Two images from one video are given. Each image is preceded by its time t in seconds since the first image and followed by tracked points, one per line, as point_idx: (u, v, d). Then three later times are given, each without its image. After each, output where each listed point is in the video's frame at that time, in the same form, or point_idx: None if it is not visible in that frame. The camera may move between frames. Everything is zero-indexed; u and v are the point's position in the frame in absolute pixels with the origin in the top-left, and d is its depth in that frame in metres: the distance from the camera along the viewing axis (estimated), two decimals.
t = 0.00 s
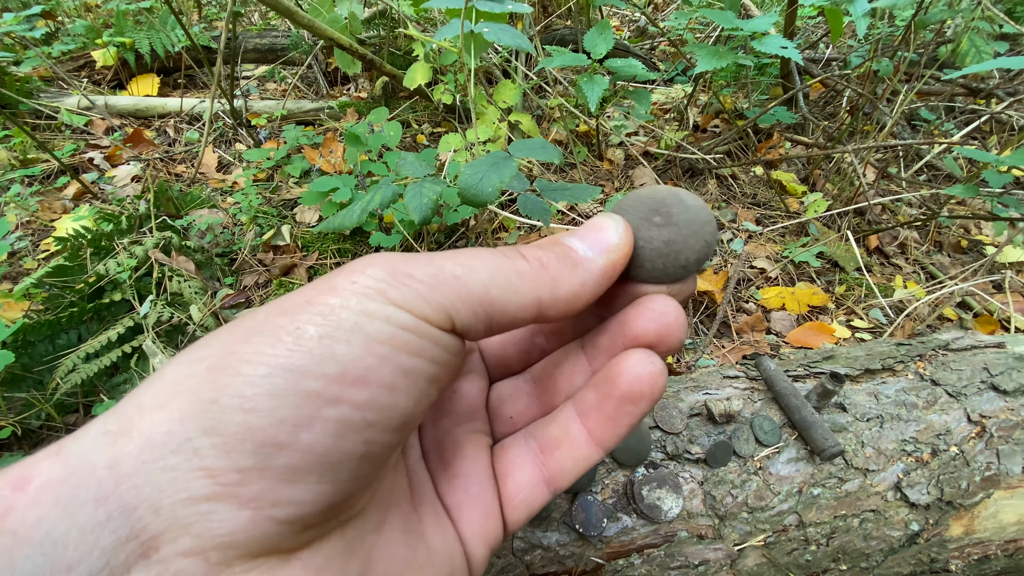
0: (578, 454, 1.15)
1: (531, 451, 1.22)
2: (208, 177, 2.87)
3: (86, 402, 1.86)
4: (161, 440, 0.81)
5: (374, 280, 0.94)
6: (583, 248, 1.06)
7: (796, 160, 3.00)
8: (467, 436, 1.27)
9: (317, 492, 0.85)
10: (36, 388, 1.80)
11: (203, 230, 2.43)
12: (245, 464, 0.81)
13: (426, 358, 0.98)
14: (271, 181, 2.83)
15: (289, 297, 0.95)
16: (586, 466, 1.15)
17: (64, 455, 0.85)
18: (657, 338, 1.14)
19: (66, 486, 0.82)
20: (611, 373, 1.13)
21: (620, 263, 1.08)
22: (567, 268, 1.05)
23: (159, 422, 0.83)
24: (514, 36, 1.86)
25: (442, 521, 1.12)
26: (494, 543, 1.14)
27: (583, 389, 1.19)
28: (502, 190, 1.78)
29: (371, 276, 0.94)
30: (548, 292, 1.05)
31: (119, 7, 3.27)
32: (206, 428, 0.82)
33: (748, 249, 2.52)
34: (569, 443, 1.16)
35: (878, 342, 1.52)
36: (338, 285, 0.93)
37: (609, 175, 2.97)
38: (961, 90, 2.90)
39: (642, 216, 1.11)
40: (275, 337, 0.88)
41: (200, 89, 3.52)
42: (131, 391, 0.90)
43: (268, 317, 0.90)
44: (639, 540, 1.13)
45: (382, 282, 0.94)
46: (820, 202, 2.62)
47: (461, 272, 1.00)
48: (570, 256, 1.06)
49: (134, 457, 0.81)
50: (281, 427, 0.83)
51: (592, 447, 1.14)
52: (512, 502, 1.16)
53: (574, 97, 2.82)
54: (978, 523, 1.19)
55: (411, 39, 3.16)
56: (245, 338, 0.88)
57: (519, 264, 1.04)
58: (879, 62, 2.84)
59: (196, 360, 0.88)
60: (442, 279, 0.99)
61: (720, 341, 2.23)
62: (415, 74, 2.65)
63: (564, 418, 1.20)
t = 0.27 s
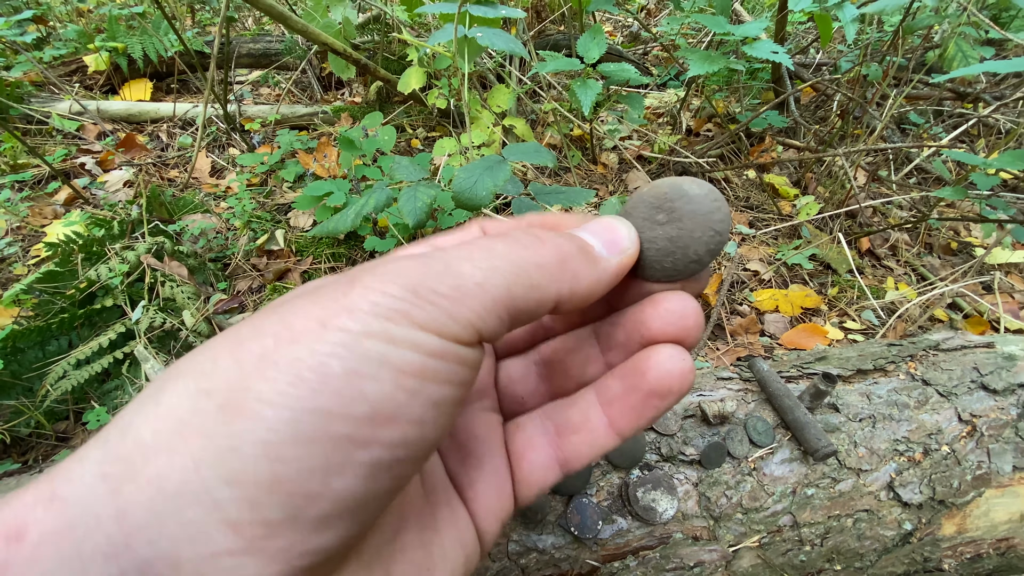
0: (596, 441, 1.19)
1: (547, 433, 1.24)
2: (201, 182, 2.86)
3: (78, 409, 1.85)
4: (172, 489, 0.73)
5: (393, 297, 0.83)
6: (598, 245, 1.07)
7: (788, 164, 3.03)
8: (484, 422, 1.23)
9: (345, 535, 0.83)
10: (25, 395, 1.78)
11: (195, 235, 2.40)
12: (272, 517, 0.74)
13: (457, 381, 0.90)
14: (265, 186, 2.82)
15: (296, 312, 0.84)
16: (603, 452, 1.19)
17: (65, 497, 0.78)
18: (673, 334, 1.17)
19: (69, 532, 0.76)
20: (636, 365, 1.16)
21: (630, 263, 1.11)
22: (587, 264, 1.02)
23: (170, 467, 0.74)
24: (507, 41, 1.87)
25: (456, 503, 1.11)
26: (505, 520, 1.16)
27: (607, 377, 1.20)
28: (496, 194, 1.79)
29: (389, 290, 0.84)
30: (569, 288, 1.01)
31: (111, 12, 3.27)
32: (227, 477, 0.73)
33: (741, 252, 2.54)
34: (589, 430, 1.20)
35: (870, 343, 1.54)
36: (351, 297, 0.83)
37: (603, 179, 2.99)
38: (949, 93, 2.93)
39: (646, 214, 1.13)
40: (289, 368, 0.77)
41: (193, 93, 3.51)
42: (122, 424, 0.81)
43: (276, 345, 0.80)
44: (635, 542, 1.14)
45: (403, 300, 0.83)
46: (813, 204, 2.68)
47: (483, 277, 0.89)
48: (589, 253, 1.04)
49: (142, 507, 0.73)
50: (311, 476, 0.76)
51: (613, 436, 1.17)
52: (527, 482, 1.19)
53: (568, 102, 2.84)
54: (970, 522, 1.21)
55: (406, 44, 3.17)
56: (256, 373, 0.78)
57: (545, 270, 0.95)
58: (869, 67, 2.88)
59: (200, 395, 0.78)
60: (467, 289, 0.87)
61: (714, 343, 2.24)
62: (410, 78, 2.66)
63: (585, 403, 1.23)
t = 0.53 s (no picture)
0: (621, 418, 1.18)
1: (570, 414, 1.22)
2: (193, 187, 2.84)
3: (66, 417, 1.82)
4: (134, 528, 0.69)
5: (391, 303, 0.77)
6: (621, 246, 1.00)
7: (780, 167, 3.04)
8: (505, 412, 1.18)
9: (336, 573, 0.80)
10: (11, 404, 1.75)
11: (186, 240, 2.36)
12: (245, 559, 0.70)
13: (461, 398, 0.85)
14: (257, 191, 2.81)
15: (279, 320, 0.79)
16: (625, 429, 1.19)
17: (15, 532, 0.73)
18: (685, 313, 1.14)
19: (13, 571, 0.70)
20: (658, 348, 1.13)
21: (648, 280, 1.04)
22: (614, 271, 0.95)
23: (133, 504, 0.70)
24: (498, 45, 1.87)
25: (469, 502, 1.05)
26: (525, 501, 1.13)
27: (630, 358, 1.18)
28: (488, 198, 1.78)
29: (387, 296, 0.78)
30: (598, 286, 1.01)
31: (102, 17, 3.25)
32: (195, 517, 0.69)
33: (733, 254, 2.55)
34: (614, 409, 1.19)
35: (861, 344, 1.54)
36: (343, 304, 0.78)
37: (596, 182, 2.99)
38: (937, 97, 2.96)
39: (662, 206, 1.08)
40: (268, 390, 0.73)
41: (185, 98, 3.50)
42: (86, 448, 0.77)
43: (254, 363, 0.76)
44: (626, 547, 1.14)
45: (403, 306, 0.77)
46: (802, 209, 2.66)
47: (497, 278, 0.81)
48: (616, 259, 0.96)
49: (102, 547, 0.69)
50: (292, 517, 0.72)
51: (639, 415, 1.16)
52: (552, 463, 1.17)
53: (561, 106, 2.84)
54: (962, 523, 1.21)
55: (398, 49, 3.17)
56: (229, 396, 0.74)
57: (566, 270, 0.87)
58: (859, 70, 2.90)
59: (166, 417, 0.75)
60: (478, 292, 0.80)
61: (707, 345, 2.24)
62: (402, 83, 2.66)
63: (609, 383, 1.21)
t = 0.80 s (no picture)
0: (632, 412, 1.22)
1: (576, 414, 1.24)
2: (187, 192, 2.83)
3: (57, 423, 1.81)
4: (108, 538, 0.70)
5: (371, 306, 0.78)
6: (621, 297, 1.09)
7: (773, 170, 3.07)
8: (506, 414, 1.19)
9: None
10: (2, 410, 1.74)
11: (180, 245, 2.37)
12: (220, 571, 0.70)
13: (440, 405, 0.85)
14: (251, 196, 2.80)
15: (261, 325, 0.79)
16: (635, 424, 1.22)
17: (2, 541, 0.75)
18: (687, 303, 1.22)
19: None
20: (666, 334, 1.19)
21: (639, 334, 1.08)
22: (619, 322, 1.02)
23: (109, 513, 0.71)
24: (491, 51, 1.88)
25: (470, 511, 1.05)
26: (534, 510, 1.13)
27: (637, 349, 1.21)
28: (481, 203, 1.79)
29: (367, 298, 0.78)
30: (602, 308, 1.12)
31: (96, 22, 3.24)
32: (167, 528, 0.69)
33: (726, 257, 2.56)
34: (624, 404, 1.21)
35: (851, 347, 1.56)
36: (323, 306, 0.78)
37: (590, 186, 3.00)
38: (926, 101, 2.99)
39: (653, 210, 1.21)
40: (242, 397, 0.74)
41: (179, 103, 3.49)
42: (75, 457, 0.79)
43: (232, 369, 0.76)
44: (618, 551, 1.15)
45: (384, 309, 0.78)
46: (795, 211, 2.68)
47: (485, 288, 0.82)
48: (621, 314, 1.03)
49: (78, 558, 0.69)
50: (264, 529, 0.72)
51: (649, 406, 1.20)
52: (560, 466, 1.18)
53: (554, 110, 2.85)
54: (951, 524, 1.22)
55: (393, 54, 3.18)
56: (206, 404, 0.74)
57: (559, 289, 0.88)
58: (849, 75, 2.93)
59: (146, 424, 0.75)
60: (463, 300, 0.81)
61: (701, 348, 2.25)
62: (396, 88, 2.67)
63: (615, 378, 1.24)
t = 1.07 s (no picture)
0: (615, 416, 1.17)
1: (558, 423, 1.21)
2: (177, 198, 2.80)
3: (43, 432, 1.78)
4: None
5: (380, 345, 0.78)
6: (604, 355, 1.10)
7: (764, 176, 3.09)
8: (486, 427, 1.15)
9: None
10: None
11: (170, 251, 2.34)
12: None
13: (445, 441, 0.85)
14: (242, 201, 2.78)
15: (267, 357, 0.78)
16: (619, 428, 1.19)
17: None
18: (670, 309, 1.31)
19: None
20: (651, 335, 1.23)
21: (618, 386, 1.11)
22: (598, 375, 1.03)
23: (104, 550, 0.66)
24: (483, 58, 1.89)
25: (459, 537, 1.03)
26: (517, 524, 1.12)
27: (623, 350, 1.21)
28: (473, 208, 1.78)
29: (376, 337, 0.79)
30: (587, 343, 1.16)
31: (86, 26, 3.22)
32: (170, 565, 0.66)
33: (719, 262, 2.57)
34: (609, 411, 1.16)
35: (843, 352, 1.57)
36: (331, 341, 0.78)
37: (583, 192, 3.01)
38: (915, 107, 3.03)
39: (642, 218, 1.35)
40: (251, 430, 0.72)
41: (170, 108, 3.47)
42: (61, 485, 0.73)
43: (238, 402, 0.74)
44: (612, 560, 1.14)
45: (392, 350, 0.79)
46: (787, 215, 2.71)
47: (488, 335, 0.85)
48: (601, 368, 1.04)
49: None
50: (270, 565, 0.70)
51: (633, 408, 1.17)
52: (541, 476, 1.16)
53: (547, 116, 2.86)
54: (944, 530, 1.22)
55: (386, 60, 3.18)
56: (212, 437, 0.72)
57: (557, 342, 0.92)
58: (838, 82, 2.96)
59: (145, 456, 0.72)
60: (468, 346, 0.83)
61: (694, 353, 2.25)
62: (390, 93, 2.66)
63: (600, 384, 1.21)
